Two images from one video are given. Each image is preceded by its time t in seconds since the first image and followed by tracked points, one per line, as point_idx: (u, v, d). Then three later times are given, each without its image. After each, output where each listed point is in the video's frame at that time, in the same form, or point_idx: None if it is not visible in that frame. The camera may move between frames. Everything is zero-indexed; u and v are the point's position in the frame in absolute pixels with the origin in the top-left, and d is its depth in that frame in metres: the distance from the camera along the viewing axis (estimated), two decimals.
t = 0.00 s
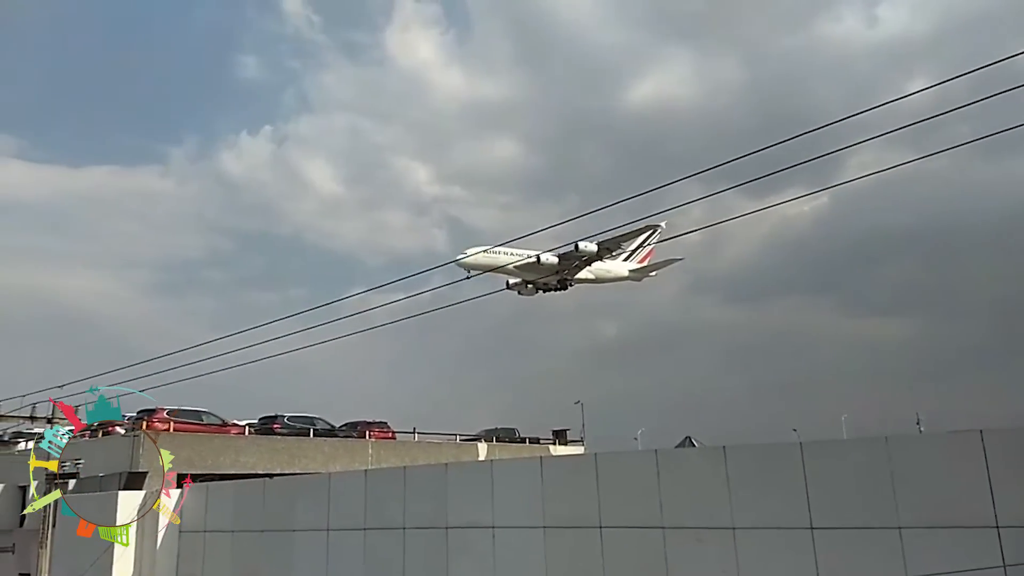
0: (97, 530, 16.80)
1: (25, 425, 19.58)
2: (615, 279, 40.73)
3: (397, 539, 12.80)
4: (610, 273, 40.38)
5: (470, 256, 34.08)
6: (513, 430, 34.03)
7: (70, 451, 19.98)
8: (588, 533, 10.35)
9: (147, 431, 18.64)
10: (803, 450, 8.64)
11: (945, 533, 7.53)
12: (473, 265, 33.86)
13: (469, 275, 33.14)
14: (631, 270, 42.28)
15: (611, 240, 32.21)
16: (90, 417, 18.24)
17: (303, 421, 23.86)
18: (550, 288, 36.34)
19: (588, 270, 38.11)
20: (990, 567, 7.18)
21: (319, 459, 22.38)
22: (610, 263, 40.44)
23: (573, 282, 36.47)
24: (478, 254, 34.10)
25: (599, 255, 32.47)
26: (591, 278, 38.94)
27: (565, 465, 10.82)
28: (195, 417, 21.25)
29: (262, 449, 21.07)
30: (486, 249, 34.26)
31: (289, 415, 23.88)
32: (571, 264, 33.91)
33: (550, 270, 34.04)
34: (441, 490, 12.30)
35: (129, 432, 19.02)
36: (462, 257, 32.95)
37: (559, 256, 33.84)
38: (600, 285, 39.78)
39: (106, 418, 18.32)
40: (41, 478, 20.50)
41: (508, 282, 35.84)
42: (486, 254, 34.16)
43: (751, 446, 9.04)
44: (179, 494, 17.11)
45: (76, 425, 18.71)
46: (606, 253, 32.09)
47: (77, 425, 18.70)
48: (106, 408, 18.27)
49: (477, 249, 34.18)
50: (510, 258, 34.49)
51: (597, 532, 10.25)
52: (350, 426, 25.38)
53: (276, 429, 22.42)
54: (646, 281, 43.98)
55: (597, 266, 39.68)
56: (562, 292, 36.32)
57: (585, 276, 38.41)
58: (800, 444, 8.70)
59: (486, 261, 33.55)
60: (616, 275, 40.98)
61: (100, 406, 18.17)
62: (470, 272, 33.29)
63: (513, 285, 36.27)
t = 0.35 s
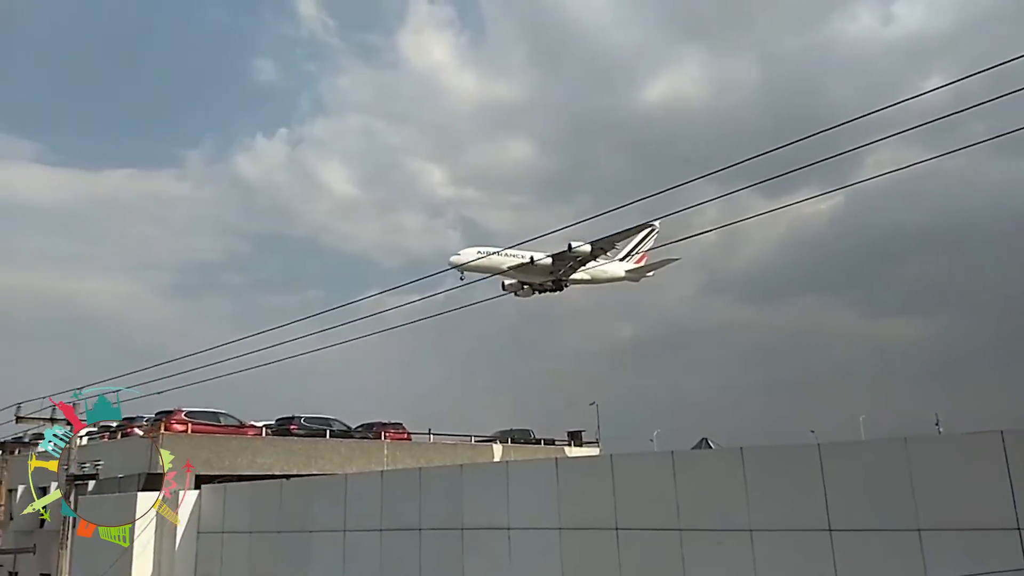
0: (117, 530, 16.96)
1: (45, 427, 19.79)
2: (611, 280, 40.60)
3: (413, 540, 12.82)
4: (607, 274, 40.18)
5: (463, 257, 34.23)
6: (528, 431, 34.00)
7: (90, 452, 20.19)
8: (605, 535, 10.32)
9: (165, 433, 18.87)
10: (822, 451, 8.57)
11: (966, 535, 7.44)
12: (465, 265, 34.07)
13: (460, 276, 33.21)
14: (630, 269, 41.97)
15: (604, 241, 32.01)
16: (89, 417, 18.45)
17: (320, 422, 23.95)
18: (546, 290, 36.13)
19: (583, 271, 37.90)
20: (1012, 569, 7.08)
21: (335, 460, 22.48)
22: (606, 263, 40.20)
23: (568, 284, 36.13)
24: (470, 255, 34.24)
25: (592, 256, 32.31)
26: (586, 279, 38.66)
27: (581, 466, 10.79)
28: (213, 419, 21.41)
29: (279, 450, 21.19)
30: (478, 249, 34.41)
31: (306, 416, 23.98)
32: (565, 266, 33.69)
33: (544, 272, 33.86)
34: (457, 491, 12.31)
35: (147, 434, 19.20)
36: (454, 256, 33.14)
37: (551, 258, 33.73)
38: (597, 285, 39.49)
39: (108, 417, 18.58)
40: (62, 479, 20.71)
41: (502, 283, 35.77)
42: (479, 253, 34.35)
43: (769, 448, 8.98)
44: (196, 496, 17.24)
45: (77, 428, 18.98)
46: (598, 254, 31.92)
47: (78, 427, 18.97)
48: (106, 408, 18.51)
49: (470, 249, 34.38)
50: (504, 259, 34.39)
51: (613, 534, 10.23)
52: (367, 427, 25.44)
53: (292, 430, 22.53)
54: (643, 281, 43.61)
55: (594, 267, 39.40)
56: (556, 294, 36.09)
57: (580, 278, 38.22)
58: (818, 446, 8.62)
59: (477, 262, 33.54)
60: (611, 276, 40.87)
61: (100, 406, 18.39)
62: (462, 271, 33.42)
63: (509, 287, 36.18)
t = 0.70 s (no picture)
0: (143, 530, 17.16)
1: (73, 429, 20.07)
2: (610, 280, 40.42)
3: (436, 541, 12.84)
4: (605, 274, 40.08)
5: (460, 258, 34.42)
6: (549, 432, 33.96)
7: (117, 453, 20.49)
8: (628, 537, 10.27)
9: (190, 434, 19.16)
10: (847, 452, 8.47)
11: (996, 538, 7.30)
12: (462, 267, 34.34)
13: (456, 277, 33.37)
14: (629, 270, 41.78)
15: (600, 241, 32.09)
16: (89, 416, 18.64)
17: (341, 423, 24.08)
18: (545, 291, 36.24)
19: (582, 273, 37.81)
20: None
21: (357, 460, 22.63)
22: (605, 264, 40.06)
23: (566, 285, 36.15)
24: (467, 255, 34.46)
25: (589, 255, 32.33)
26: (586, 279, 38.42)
27: (604, 467, 10.76)
28: (237, 419, 21.63)
29: (302, 451, 21.38)
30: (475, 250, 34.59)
31: (328, 417, 24.12)
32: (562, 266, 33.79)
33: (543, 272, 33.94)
34: (479, 492, 12.32)
35: (172, 435, 19.50)
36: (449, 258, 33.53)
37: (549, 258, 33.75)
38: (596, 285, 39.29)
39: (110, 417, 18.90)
40: (88, 479, 21.02)
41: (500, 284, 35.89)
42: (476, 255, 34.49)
43: (793, 449, 8.89)
44: (220, 497, 17.38)
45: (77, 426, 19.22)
46: (595, 254, 31.93)
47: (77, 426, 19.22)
48: (107, 408, 18.72)
49: (466, 250, 34.57)
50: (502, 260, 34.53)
51: (636, 536, 10.18)
52: (388, 428, 25.49)
53: (315, 431, 22.68)
54: (643, 281, 43.49)
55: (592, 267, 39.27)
56: (555, 294, 36.07)
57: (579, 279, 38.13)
58: (842, 448, 8.53)
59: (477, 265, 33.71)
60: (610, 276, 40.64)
61: (101, 406, 18.60)
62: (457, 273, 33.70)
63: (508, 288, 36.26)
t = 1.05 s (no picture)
0: (168, 531, 17.36)
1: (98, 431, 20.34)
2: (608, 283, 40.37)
3: (456, 543, 12.87)
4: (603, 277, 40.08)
5: (455, 261, 34.45)
6: (569, 435, 33.88)
7: (142, 456, 20.74)
8: (650, 540, 10.21)
9: (213, 436, 19.35)
10: (872, 455, 8.37)
11: None
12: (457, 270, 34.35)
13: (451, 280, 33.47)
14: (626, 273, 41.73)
15: (595, 242, 32.11)
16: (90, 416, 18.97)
17: (363, 425, 24.17)
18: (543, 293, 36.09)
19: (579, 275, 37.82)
20: None
21: (378, 462, 22.73)
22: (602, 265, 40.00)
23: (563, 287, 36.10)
24: (463, 258, 34.48)
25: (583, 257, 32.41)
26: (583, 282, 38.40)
27: (625, 470, 10.71)
28: (260, 422, 21.81)
29: (324, 453, 21.51)
30: (470, 254, 34.71)
31: (349, 419, 24.23)
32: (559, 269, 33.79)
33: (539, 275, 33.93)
34: (499, 494, 12.32)
35: (196, 437, 19.74)
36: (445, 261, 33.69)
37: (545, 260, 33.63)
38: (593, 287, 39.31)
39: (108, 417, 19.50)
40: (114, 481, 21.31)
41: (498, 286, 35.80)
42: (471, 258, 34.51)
43: (817, 451, 8.79)
44: (244, 498, 17.50)
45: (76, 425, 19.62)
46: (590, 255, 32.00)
47: (76, 425, 19.66)
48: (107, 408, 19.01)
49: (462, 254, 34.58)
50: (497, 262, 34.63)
51: (657, 539, 10.13)
52: (408, 431, 25.50)
53: (336, 433, 22.80)
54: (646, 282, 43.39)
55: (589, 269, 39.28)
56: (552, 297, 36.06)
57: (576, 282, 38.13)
58: (867, 450, 8.42)
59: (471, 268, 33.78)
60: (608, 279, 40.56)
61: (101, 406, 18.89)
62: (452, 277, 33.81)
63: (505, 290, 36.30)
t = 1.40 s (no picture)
0: (191, 532, 17.54)
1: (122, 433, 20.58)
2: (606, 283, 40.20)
3: (476, 543, 12.89)
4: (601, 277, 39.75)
5: (451, 262, 34.42)
6: (588, 436, 33.77)
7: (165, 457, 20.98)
8: (671, 542, 10.18)
9: (235, 437, 19.51)
10: (895, 455, 8.28)
11: None
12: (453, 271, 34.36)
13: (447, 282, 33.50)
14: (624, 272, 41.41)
15: (591, 242, 31.86)
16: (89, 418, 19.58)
17: (383, 426, 24.26)
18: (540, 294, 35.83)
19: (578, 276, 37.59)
20: None
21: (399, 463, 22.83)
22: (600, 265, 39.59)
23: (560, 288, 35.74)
24: (458, 259, 34.42)
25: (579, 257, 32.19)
26: (581, 283, 38.13)
27: (645, 471, 10.68)
28: (282, 423, 21.98)
29: (344, 454, 21.64)
30: (466, 254, 34.58)
31: (369, 420, 24.33)
32: (555, 269, 33.53)
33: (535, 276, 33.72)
34: (519, 495, 12.33)
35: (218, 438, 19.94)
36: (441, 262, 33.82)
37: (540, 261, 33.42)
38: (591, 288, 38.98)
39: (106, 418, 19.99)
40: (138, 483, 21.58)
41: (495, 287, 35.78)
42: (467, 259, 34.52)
43: (841, 452, 8.71)
44: (265, 498, 17.61)
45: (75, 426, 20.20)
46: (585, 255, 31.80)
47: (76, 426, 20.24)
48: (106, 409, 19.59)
49: (457, 255, 34.62)
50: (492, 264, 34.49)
51: (679, 540, 10.08)
52: (428, 431, 25.52)
53: (357, 433, 22.91)
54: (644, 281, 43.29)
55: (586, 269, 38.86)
56: (550, 298, 35.86)
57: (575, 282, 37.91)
58: (890, 450, 8.34)
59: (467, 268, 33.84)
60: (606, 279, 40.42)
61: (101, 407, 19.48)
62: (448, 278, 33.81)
63: (503, 291, 36.10)
